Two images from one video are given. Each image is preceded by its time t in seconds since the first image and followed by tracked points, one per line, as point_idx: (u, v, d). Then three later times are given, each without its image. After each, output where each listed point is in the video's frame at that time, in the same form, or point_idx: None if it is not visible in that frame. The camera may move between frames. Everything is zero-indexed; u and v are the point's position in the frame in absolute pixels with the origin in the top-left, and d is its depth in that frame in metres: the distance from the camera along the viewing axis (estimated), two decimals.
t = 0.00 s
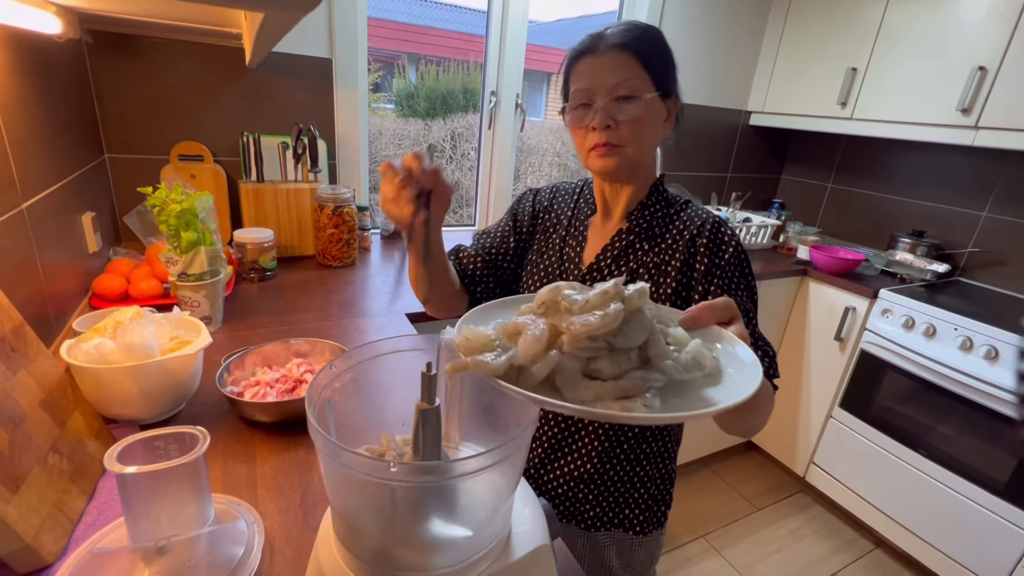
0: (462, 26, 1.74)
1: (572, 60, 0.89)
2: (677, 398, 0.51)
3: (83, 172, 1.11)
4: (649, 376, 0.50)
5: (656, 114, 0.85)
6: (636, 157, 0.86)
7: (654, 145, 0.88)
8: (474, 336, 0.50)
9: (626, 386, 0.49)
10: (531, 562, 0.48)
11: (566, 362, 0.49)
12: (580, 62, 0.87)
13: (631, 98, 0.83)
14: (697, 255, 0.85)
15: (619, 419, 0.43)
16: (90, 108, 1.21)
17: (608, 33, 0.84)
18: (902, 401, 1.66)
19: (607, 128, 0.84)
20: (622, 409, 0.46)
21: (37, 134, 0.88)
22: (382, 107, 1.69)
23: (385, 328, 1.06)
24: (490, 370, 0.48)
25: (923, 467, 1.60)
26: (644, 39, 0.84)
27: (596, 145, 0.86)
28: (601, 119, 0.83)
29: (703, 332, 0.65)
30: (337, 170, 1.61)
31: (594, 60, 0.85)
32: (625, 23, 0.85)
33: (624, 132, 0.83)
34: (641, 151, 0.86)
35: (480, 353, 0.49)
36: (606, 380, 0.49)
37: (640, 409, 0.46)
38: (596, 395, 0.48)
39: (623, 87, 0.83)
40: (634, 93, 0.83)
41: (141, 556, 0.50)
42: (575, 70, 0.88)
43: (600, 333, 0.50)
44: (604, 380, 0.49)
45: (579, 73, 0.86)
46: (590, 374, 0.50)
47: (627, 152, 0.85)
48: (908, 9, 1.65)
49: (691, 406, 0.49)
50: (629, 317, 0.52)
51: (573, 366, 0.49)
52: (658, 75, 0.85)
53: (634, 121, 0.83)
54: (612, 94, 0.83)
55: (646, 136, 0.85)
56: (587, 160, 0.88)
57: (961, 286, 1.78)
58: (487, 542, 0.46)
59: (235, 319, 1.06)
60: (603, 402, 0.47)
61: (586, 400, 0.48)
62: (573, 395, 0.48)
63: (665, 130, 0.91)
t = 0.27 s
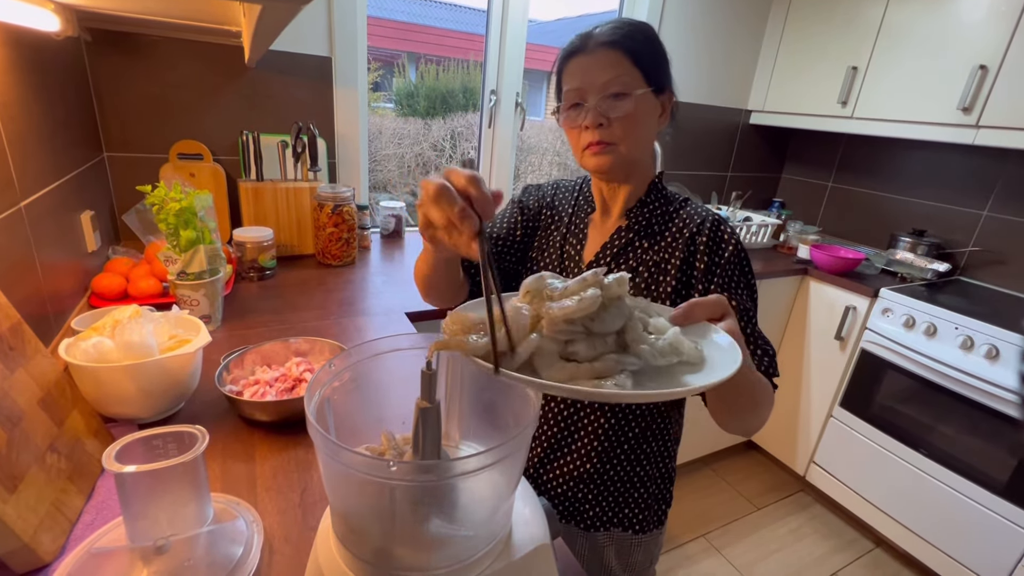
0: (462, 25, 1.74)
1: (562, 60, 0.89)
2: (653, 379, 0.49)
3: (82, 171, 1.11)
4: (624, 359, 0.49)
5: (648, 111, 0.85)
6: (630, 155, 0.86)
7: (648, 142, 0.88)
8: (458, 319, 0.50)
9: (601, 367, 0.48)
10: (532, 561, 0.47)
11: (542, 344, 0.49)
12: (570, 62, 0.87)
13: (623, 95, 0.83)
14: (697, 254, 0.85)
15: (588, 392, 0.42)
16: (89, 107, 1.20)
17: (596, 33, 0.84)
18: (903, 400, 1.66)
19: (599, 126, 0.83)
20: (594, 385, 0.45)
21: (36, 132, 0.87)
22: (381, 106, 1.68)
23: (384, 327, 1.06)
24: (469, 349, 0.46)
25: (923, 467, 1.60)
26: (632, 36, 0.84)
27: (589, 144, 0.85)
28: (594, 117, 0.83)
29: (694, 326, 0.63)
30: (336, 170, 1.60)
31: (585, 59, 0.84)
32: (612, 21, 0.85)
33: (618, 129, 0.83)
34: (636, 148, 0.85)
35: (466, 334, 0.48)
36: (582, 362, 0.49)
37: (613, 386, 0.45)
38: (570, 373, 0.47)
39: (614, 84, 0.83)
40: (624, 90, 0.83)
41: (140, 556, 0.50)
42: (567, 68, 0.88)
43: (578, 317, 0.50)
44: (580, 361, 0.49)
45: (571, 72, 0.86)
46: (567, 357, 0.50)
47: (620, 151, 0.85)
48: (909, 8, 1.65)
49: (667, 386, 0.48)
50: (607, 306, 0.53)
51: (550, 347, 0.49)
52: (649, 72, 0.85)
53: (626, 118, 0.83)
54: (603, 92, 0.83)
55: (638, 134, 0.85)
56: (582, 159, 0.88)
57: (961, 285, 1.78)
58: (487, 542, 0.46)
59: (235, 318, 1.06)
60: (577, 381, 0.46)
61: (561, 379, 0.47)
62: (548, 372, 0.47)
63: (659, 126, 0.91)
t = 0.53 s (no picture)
0: (462, 24, 1.74)
1: (562, 59, 0.89)
2: (667, 392, 0.49)
3: (81, 170, 1.11)
4: (639, 371, 0.49)
5: (649, 112, 0.85)
6: (630, 155, 0.86)
7: (649, 141, 0.88)
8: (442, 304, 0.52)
9: (615, 381, 0.48)
10: (531, 561, 0.47)
11: (555, 359, 0.48)
12: (570, 62, 0.87)
13: (623, 95, 0.83)
14: (696, 253, 0.85)
15: (602, 410, 0.42)
16: (89, 106, 1.20)
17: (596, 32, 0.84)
18: (903, 399, 1.66)
19: (600, 126, 0.83)
20: (609, 402, 0.44)
21: (35, 132, 0.87)
22: (381, 106, 1.68)
23: (384, 327, 1.06)
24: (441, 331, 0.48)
25: (923, 465, 1.60)
26: (632, 35, 0.83)
27: (590, 144, 0.85)
28: (594, 117, 0.83)
29: (697, 329, 0.64)
30: (336, 169, 1.60)
31: (584, 59, 0.84)
32: (612, 20, 0.84)
33: (618, 129, 0.83)
34: (636, 147, 0.85)
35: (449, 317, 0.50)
36: (595, 375, 0.48)
37: (629, 402, 0.45)
38: (585, 390, 0.47)
39: (614, 84, 0.83)
40: (625, 89, 0.83)
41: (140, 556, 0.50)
42: (566, 68, 0.88)
43: (588, 329, 0.50)
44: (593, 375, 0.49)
45: (571, 72, 0.86)
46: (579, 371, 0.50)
47: (621, 151, 0.85)
48: (909, 7, 1.65)
49: (683, 400, 0.48)
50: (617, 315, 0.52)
51: (561, 362, 0.49)
52: (650, 71, 0.85)
53: (627, 119, 0.83)
54: (603, 92, 0.83)
55: (639, 134, 0.85)
56: (582, 159, 0.88)
57: (961, 284, 1.78)
58: (486, 542, 0.46)
59: (234, 318, 1.06)
60: (592, 397, 0.46)
61: (575, 395, 0.47)
62: (561, 389, 0.47)
63: (659, 125, 0.91)
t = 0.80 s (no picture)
0: (461, 23, 1.74)
1: (560, 58, 0.88)
2: (673, 401, 0.49)
3: (80, 171, 1.11)
4: (644, 380, 0.49)
5: (647, 111, 0.85)
6: (629, 154, 0.85)
7: (648, 140, 0.87)
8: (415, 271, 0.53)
9: (620, 392, 0.48)
10: (529, 560, 0.47)
11: (560, 370, 0.48)
12: (567, 61, 0.87)
13: (621, 94, 0.83)
14: (695, 251, 0.84)
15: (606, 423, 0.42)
16: (87, 107, 1.20)
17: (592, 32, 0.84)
18: (903, 398, 1.65)
19: (598, 126, 0.83)
20: (616, 415, 0.44)
21: (34, 132, 0.87)
22: (381, 105, 1.68)
23: (383, 326, 1.06)
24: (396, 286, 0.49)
25: (923, 464, 1.60)
26: (629, 34, 0.83)
27: (589, 143, 0.85)
28: (592, 117, 0.83)
29: (697, 333, 0.64)
30: (335, 169, 1.60)
31: (582, 58, 0.84)
32: (609, 19, 0.84)
33: (616, 129, 0.83)
34: (634, 146, 0.85)
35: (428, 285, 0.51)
36: (601, 386, 0.48)
37: (636, 415, 0.45)
38: (591, 401, 0.47)
39: (612, 83, 0.83)
40: (623, 89, 0.82)
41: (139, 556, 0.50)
42: (563, 68, 0.88)
43: (592, 339, 0.49)
44: (599, 386, 0.48)
45: (568, 72, 0.86)
46: (584, 380, 0.49)
47: (620, 150, 0.84)
48: (908, 5, 1.65)
49: (689, 410, 0.48)
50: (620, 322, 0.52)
51: (566, 373, 0.48)
52: (648, 70, 0.85)
53: (625, 118, 0.83)
54: (601, 91, 0.83)
55: (637, 133, 0.85)
56: (580, 158, 0.88)
57: (962, 282, 1.78)
58: (485, 541, 0.46)
59: (234, 318, 1.05)
60: (599, 409, 0.46)
61: (581, 407, 0.47)
62: (567, 401, 0.47)
63: (658, 124, 0.91)
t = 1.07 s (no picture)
0: (460, 23, 1.74)
1: (561, 58, 0.88)
2: (647, 382, 0.49)
3: (80, 172, 1.11)
4: (618, 361, 0.49)
5: (648, 111, 0.85)
6: (630, 153, 0.86)
7: (649, 140, 0.87)
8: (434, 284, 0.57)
9: (594, 371, 0.47)
10: (530, 559, 0.48)
11: (534, 350, 0.49)
12: (569, 61, 0.86)
13: (623, 93, 0.83)
14: (695, 250, 0.84)
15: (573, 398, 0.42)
16: (87, 108, 1.20)
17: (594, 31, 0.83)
18: (903, 396, 1.65)
19: (600, 125, 0.83)
20: (585, 391, 0.44)
21: (34, 134, 0.87)
22: (381, 105, 1.68)
23: (383, 326, 1.06)
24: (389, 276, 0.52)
25: (923, 462, 1.60)
26: (630, 35, 0.83)
27: (590, 142, 0.85)
28: (594, 116, 0.83)
29: (684, 327, 0.63)
30: (335, 169, 1.60)
31: (583, 58, 0.84)
32: (611, 19, 0.84)
33: (618, 128, 0.83)
34: (636, 145, 0.85)
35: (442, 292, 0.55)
36: (575, 366, 0.48)
37: (605, 391, 0.44)
38: (562, 379, 0.47)
39: (613, 83, 0.83)
40: (624, 88, 0.82)
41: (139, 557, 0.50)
42: (564, 68, 0.88)
43: (569, 321, 0.50)
44: (573, 365, 0.48)
45: (569, 72, 0.86)
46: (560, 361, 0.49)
47: (621, 149, 0.84)
48: (907, 3, 1.65)
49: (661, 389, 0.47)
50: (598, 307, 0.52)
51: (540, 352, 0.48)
52: (649, 70, 0.85)
53: (627, 117, 0.83)
54: (603, 90, 0.83)
55: (639, 132, 0.85)
56: (582, 158, 0.88)
57: (961, 280, 1.78)
58: (486, 540, 0.46)
59: (234, 318, 1.06)
60: (569, 386, 0.46)
61: (553, 384, 0.47)
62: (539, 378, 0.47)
63: (659, 123, 0.91)
